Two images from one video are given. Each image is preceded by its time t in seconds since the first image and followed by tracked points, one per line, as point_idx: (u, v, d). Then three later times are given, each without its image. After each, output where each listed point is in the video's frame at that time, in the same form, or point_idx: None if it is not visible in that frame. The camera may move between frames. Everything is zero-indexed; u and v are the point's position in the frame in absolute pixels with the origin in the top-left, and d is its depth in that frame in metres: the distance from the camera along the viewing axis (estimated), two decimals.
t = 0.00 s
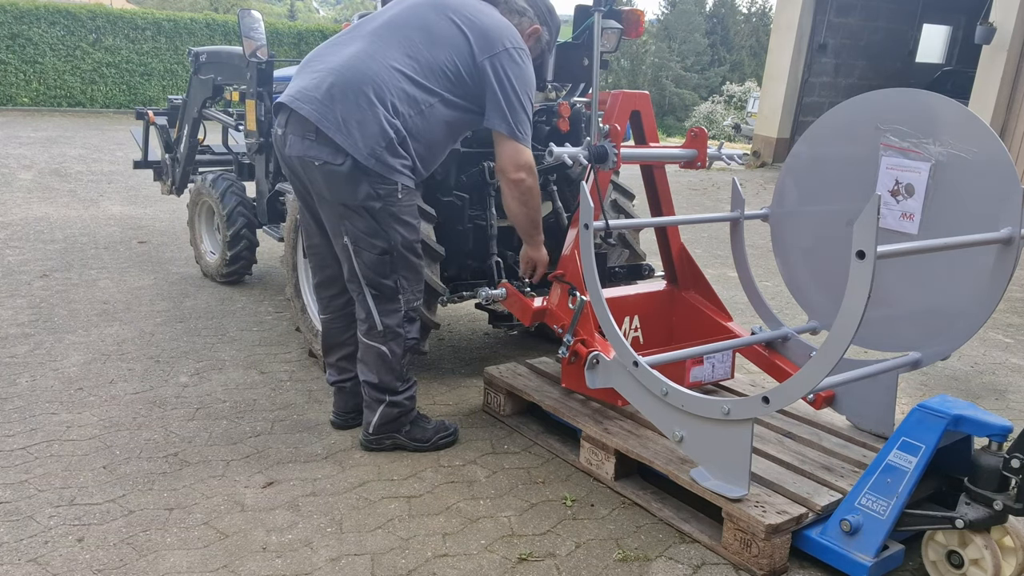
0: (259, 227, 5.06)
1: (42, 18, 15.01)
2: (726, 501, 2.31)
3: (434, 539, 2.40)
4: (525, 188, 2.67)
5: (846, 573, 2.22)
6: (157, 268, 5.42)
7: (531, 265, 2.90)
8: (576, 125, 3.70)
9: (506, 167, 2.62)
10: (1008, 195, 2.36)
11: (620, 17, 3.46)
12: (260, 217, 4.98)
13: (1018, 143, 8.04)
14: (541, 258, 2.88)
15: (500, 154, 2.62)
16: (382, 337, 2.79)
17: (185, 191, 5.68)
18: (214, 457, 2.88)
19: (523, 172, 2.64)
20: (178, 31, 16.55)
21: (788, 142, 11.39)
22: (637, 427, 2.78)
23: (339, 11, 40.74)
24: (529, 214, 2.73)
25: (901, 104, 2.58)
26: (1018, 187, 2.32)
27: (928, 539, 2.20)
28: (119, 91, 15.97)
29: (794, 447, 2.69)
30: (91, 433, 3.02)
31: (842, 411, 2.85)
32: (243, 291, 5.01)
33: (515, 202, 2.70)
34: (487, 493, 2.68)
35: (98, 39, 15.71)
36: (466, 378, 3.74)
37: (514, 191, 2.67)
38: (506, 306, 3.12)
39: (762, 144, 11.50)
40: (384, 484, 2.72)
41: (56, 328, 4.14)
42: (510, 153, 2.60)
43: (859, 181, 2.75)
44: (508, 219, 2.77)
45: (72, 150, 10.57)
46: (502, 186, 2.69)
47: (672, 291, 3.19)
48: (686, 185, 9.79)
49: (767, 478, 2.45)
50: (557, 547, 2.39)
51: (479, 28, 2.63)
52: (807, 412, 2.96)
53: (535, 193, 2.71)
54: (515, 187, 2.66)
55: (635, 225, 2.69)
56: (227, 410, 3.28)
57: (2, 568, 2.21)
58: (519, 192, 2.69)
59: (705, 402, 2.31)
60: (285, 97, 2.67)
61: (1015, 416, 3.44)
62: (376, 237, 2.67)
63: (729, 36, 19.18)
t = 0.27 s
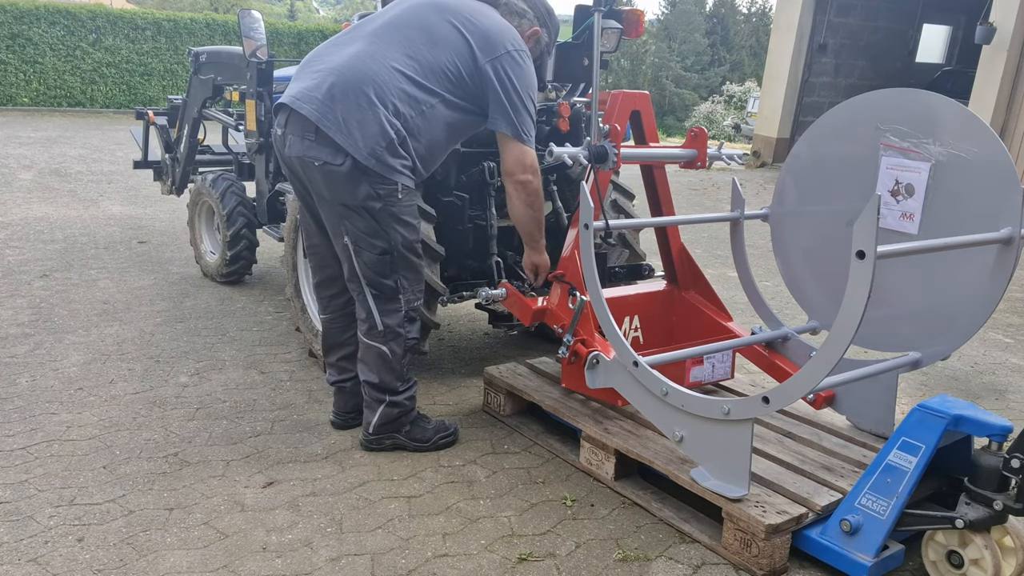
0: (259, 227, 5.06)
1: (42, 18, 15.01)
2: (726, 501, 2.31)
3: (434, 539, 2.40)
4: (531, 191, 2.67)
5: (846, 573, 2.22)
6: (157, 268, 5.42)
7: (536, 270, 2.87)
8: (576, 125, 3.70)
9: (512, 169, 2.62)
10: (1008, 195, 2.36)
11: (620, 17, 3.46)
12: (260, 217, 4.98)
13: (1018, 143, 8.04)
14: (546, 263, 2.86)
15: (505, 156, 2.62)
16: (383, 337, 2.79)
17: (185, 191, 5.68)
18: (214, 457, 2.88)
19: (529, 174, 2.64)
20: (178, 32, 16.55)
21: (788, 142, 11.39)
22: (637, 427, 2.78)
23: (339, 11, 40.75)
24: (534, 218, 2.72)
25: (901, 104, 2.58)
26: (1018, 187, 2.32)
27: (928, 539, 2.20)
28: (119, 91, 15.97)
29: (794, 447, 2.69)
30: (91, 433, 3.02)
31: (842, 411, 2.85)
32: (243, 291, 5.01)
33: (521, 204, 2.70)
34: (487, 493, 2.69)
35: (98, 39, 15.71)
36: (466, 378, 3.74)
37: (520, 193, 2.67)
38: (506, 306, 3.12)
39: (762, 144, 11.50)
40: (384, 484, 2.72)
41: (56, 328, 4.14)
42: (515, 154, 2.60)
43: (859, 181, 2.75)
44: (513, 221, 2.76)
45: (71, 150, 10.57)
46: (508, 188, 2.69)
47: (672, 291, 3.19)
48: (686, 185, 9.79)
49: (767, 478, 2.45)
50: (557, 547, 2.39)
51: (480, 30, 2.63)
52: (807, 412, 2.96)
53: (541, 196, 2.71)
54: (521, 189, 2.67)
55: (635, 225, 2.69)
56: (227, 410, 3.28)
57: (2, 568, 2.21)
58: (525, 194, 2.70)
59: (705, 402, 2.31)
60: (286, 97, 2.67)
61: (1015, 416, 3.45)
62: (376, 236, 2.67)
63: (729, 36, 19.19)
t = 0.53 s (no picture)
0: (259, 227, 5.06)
1: (42, 18, 15.01)
2: (726, 501, 2.31)
3: (434, 539, 2.40)
4: (524, 194, 2.67)
5: (846, 573, 2.22)
6: (157, 268, 5.42)
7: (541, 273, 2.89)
8: (576, 125, 3.70)
9: (507, 171, 2.62)
10: (1008, 195, 2.36)
11: (620, 17, 3.46)
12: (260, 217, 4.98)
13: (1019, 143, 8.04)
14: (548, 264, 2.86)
15: (501, 158, 2.62)
16: (383, 337, 2.79)
17: (185, 191, 5.68)
18: (214, 457, 2.88)
19: (522, 176, 2.64)
20: (178, 31, 16.55)
21: (788, 142, 11.39)
22: (637, 427, 2.78)
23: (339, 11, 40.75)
24: (527, 220, 2.72)
25: (901, 105, 2.58)
26: (1018, 187, 2.32)
27: (928, 539, 2.20)
28: (119, 91, 15.97)
29: (794, 447, 2.69)
30: (91, 433, 3.02)
31: (842, 411, 2.85)
32: (243, 291, 5.01)
33: (514, 207, 2.69)
34: (487, 493, 2.68)
35: (98, 39, 15.72)
36: (466, 378, 3.74)
37: (513, 195, 2.67)
38: (506, 306, 3.12)
39: (762, 144, 11.50)
40: (384, 484, 2.72)
41: (56, 328, 4.14)
42: (510, 157, 2.61)
43: (860, 181, 2.75)
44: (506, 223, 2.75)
45: (71, 150, 10.57)
46: (502, 190, 2.68)
47: (672, 291, 3.19)
48: (686, 185, 9.78)
49: (767, 478, 2.45)
50: (557, 547, 2.39)
51: (481, 32, 2.64)
52: (807, 412, 2.96)
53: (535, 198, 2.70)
54: (514, 191, 2.66)
55: (635, 225, 2.69)
56: (227, 410, 3.28)
57: (2, 568, 2.21)
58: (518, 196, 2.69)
59: (705, 402, 2.31)
60: (286, 97, 2.67)
61: (1015, 416, 3.45)
62: (377, 236, 2.67)
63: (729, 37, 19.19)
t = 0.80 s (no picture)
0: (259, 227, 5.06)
1: (42, 18, 15.01)
2: (727, 501, 2.31)
3: (434, 539, 2.40)
4: (511, 199, 2.67)
5: (846, 573, 2.22)
6: (157, 268, 5.42)
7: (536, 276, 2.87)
8: (576, 125, 3.70)
9: (495, 175, 2.63)
10: (1008, 196, 2.36)
11: (620, 17, 3.46)
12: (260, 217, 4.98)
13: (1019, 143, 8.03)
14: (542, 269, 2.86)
15: (492, 161, 2.62)
16: (384, 337, 2.79)
17: (185, 191, 5.68)
18: (214, 457, 2.88)
19: (510, 181, 2.65)
20: (178, 31, 16.55)
21: (788, 142, 11.39)
22: (637, 427, 2.78)
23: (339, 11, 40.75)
24: (514, 225, 2.72)
25: (901, 105, 2.58)
26: (1018, 187, 2.32)
27: (928, 539, 2.20)
28: (119, 91, 15.97)
29: (794, 447, 2.69)
30: (91, 433, 3.02)
31: (842, 411, 2.85)
32: (243, 291, 5.01)
33: (501, 211, 2.69)
34: (487, 493, 2.68)
35: (98, 39, 15.72)
36: (466, 378, 3.74)
37: (500, 199, 2.67)
38: (506, 306, 3.12)
39: (762, 144, 11.50)
40: (384, 484, 2.72)
41: (56, 328, 4.14)
42: (501, 161, 2.61)
43: (859, 181, 2.75)
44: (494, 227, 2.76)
45: (71, 150, 10.57)
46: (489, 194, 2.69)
47: (672, 291, 3.19)
48: (686, 185, 9.78)
49: (767, 478, 2.45)
50: (557, 547, 2.39)
51: (481, 36, 2.64)
52: (807, 412, 2.96)
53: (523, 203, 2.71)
54: (500, 195, 2.66)
55: (635, 225, 2.69)
56: (227, 410, 3.28)
57: (2, 568, 2.21)
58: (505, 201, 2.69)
59: (705, 402, 2.31)
60: (286, 97, 2.67)
61: (1015, 416, 3.45)
62: (377, 236, 2.67)
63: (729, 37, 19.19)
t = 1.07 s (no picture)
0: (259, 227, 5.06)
1: (42, 18, 15.01)
2: (726, 501, 2.31)
3: (434, 539, 2.40)
4: (517, 204, 2.67)
5: (846, 573, 2.22)
6: (157, 268, 5.42)
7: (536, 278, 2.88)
8: (576, 125, 3.70)
9: (500, 180, 2.63)
10: (1008, 196, 2.36)
11: (620, 17, 3.46)
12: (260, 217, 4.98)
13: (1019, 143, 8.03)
14: (542, 271, 2.88)
15: (495, 166, 2.62)
16: (384, 337, 2.79)
17: (185, 191, 5.68)
18: (214, 457, 2.88)
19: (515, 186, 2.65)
20: (178, 31, 16.55)
21: (788, 142, 11.39)
22: (637, 427, 2.78)
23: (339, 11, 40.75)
24: (520, 230, 2.72)
25: (901, 105, 2.58)
26: (1018, 187, 2.32)
27: (928, 539, 2.20)
28: (119, 91, 15.97)
29: (794, 447, 2.69)
30: (91, 433, 3.02)
31: (842, 411, 2.85)
32: (243, 291, 5.01)
33: (506, 216, 2.69)
34: (487, 493, 2.68)
35: (98, 39, 15.72)
36: (466, 378, 3.74)
37: (505, 204, 2.67)
38: (506, 306, 3.12)
39: (762, 144, 11.50)
40: (384, 484, 2.72)
41: (56, 328, 4.14)
42: (506, 166, 2.61)
43: (859, 181, 2.75)
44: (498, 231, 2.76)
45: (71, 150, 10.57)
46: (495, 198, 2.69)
47: (672, 291, 3.20)
48: (686, 185, 9.78)
49: (767, 478, 2.45)
50: (557, 547, 2.39)
51: (481, 40, 2.64)
52: (807, 412, 2.96)
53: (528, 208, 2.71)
54: (506, 200, 2.67)
55: (635, 226, 2.69)
56: (227, 410, 3.28)
57: (2, 568, 2.21)
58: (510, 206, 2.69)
59: (705, 402, 2.31)
60: (285, 97, 2.67)
61: (1015, 416, 3.45)
62: (376, 237, 2.67)
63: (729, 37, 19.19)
